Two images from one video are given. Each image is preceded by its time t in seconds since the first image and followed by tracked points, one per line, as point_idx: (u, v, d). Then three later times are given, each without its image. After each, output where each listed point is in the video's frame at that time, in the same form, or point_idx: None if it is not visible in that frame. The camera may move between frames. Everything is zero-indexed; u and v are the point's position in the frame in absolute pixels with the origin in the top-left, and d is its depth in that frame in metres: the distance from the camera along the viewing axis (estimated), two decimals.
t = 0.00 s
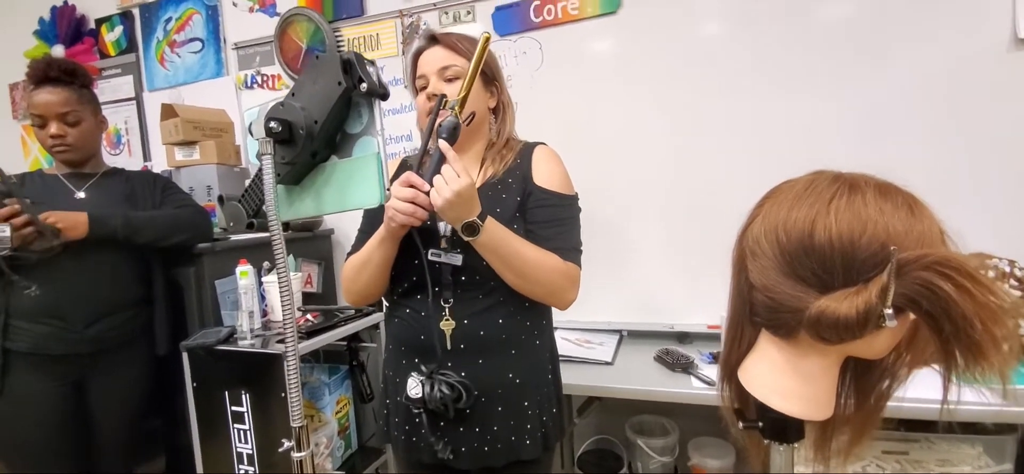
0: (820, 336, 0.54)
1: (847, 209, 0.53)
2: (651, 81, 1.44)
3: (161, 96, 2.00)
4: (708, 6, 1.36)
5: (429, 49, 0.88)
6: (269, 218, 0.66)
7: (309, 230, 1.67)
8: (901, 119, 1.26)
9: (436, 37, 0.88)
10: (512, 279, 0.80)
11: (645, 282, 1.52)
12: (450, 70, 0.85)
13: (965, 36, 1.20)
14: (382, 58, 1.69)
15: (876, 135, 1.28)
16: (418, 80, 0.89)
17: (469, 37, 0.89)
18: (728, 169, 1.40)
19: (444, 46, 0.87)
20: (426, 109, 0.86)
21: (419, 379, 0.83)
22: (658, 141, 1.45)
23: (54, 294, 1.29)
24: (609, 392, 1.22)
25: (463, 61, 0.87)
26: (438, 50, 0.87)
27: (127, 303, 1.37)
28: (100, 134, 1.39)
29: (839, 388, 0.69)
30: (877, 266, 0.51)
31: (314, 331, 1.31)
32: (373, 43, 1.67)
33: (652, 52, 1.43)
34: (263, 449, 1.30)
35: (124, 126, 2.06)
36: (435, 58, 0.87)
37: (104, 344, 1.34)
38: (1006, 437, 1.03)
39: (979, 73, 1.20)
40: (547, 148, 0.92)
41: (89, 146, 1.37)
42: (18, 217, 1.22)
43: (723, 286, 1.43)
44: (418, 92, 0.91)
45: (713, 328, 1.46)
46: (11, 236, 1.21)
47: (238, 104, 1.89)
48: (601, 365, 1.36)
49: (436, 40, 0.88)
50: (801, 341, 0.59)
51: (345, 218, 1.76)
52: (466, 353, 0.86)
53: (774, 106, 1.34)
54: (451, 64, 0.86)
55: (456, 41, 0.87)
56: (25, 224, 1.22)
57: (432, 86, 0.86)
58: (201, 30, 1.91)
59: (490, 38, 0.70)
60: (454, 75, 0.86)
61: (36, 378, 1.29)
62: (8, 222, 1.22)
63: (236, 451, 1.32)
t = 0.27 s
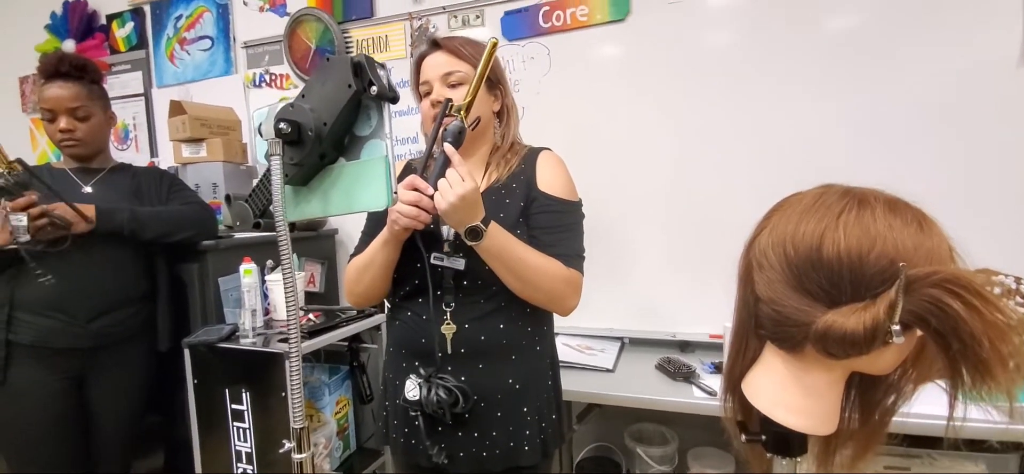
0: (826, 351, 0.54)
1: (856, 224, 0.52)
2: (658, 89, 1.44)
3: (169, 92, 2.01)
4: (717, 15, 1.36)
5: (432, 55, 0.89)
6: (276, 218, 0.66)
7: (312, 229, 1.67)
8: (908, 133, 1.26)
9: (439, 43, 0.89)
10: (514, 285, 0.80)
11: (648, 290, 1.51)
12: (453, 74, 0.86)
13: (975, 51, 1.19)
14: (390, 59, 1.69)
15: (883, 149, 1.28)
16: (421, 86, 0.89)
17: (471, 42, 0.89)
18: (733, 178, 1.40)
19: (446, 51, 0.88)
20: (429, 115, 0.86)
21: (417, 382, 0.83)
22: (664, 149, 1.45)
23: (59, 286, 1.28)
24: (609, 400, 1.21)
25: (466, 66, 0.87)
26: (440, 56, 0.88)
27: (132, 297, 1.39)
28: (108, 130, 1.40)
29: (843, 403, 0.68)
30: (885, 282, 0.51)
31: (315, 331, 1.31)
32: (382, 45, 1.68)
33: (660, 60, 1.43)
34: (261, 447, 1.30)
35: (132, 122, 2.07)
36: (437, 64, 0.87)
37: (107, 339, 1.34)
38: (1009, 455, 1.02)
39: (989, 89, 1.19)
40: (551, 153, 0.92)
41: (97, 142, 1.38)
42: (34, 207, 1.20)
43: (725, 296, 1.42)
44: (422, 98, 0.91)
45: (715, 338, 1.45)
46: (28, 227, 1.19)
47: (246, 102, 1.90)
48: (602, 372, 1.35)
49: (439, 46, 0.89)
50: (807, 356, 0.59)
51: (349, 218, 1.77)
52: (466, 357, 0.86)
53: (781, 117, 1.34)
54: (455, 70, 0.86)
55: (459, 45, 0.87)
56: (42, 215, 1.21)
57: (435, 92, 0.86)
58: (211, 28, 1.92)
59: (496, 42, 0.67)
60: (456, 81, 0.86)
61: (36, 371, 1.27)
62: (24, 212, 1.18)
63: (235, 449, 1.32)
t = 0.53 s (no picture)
0: (827, 363, 0.54)
1: (858, 236, 0.53)
2: (661, 96, 1.44)
3: (176, 93, 2.03)
4: (722, 23, 1.37)
5: (448, 52, 0.89)
6: (280, 222, 0.66)
7: (316, 231, 1.67)
8: (911, 143, 1.26)
9: (456, 42, 0.89)
10: (513, 290, 0.81)
11: (649, 296, 1.51)
12: (467, 75, 0.86)
13: (979, 61, 1.19)
14: (395, 63, 1.70)
15: (885, 158, 1.28)
16: (433, 81, 0.90)
17: (489, 46, 0.90)
18: (736, 186, 1.40)
19: (464, 51, 0.88)
20: (438, 111, 0.87)
21: (416, 385, 0.83)
22: (667, 155, 1.45)
23: (65, 286, 1.30)
24: (609, 406, 1.21)
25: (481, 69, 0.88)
26: (456, 54, 0.88)
27: (134, 297, 1.38)
28: (115, 130, 1.41)
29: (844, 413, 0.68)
30: (887, 294, 0.51)
31: (317, 333, 1.31)
32: (388, 49, 1.69)
33: (664, 67, 1.43)
34: (262, 448, 1.30)
35: (138, 122, 2.08)
36: (453, 62, 0.87)
37: (109, 338, 1.35)
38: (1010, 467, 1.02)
39: (992, 99, 1.19)
40: (552, 160, 0.92)
41: (104, 142, 1.39)
42: (36, 207, 1.25)
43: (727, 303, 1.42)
44: (432, 94, 0.91)
45: (716, 345, 1.45)
46: (29, 225, 1.25)
47: (251, 104, 1.91)
48: (603, 378, 1.35)
49: (456, 45, 0.90)
50: (807, 366, 0.59)
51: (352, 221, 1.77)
52: (466, 362, 0.86)
53: (783, 125, 1.35)
54: (468, 70, 0.87)
55: (476, 47, 0.88)
56: (42, 215, 1.25)
57: (445, 88, 0.87)
58: (218, 30, 1.93)
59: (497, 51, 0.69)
60: (470, 81, 0.87)
61: (40, 368, 1.30)
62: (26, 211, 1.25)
63: (235, 450, 1.32)
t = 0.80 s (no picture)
0: (830, 366, 0.54)
1: (861, 239, 0.52)
2: (663, 98, 1.44)
3: (179, 94, 2.03)
4: (724, 26, 1.37)
5: (461, 52, 0.90)
6: (283, 222, 0.66)
7: (317, 232, 1.67)
8: (913, 146, 1.25)
9: (471, 42, 0.90)
10: (516, 293, 0.81)
11: (650, 299, 1.51)
12: (477, 75, 0.87)
13: (982, 65, 1.19)
14: (398, 65, 1.70)
15: (888, 162, 1.28)
16: (443, 79, 0.90)
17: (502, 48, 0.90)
18: (738, 188, 1.40)
19: (477, 52, 0.89)
20: (445, 109, 0.86)
21: (416, 386, 0.83)
22: (669, 158, 1.45)
23: (67, 285, 1.30)
24: (610, 408, 1.21)
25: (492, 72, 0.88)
26: (469, 55, 0.88)
27: (136, 297, 1.39)
28: (118, 130, 1.42)
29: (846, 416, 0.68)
30: (889, 297, 0.51)
31: (318, 334, 1.31)
32: (390, 50, 1.69)
33: (666, 70, 1.43)
34: (261, 449, 1.30)
35: (141, 122, 2.09)
36: (465, 63, 0.88)
37: (111, 338, 1.35)
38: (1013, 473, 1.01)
39: (995, 103, 1.19)
40: (555, 163, 0.92)
41: (107, 142, 1.39)
42: (37, 209, 1.24)
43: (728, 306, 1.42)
44: (440, 92, 0.91)
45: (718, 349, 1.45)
46: (29, 228, 1.24)
47: (254, 105, 1.91)
48: (604, 380, 1.35)
49: (470, 45, 0.90)
50: (809, 369, 0.59)
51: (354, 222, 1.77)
52: (468, 364, 0.86)
53: (785, 129, 1.34)
54: (480, 72, 0.87)
55: (489, 50, 0.89)
56: (43, 217, 1.24)
57: (456, 88, 0.87)
58: (221, 31, 1.94)
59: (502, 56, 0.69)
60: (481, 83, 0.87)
61: (40, 367, 1.30)
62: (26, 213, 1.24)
63: (235, 451, 1.32)
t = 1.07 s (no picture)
0: (831, 366, 0.54)
1: (862, 238, 0.52)
2: (664, 99, 1.44)
3: (180, 93, 2.03)
4: (725, 26, 1.37)
5: (460, 53, 0.89)
6: (282, 220, 0.65)
7: (318, 231, 1.67)
8: (914, 147, 1.25)
9: (469, 43, 0.89)
10: (521, 295, 0.80)
11: (650, 300, 1.51)
12: (477, 77, 0.86)
13: (983, 65, 1.19)
14: (398, 65, 1.70)
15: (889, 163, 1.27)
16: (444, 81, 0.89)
17: (501, 46, 0.89)
18: (739, 189, 1.39)
19: (476, 53, 0.88)
20: (447, 114, 0.86)
21: (412, 394, 0.81)
22: (669, 158, 1.45)
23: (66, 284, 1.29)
24: (610, 409, 1.21)
25: (493, 73, 0.87)
26: (469, 56, 0.88)
27: (136, 296, 1.39)
28: (120, 129, 1.41)
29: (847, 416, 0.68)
30: (891, 297, 0.50)
31: (318, 334, 1.31)
32: (391, 50, 1.69)
33: (667, 70, 1.43)
34: (261, 449, 1.30)
35: (142, 122, 2.09)
36: (465, 65, 0.87)
37: (111, 337, 1.35)
38: None
39: (996, 104, 1.19)
40: (560, 165, 0.93)
41: (108, 141, 1.39)
42: (37, 208, 1.22)
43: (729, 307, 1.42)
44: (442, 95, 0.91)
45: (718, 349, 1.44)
46: (31, 227, 1.22)
47: (254, 104, 1.91)
48: (604, 381, 1.35)
49: (468, 46, 0.90)
50: (810, 370, 0.58)
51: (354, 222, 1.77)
52: (471, 363, 0.86)
53: (786, 130, 1.34)
54: (480, 74, 0.86)
55: (488, 49, 0.88)
56: (43, 217, 1.22)
57: (457, 91, 0.87)
58: (222, 31, 1.94)
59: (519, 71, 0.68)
60: (481, 85, 0.86)
61: (39, 367, 1.30)
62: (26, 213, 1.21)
63: (234, 450, 1.31)
